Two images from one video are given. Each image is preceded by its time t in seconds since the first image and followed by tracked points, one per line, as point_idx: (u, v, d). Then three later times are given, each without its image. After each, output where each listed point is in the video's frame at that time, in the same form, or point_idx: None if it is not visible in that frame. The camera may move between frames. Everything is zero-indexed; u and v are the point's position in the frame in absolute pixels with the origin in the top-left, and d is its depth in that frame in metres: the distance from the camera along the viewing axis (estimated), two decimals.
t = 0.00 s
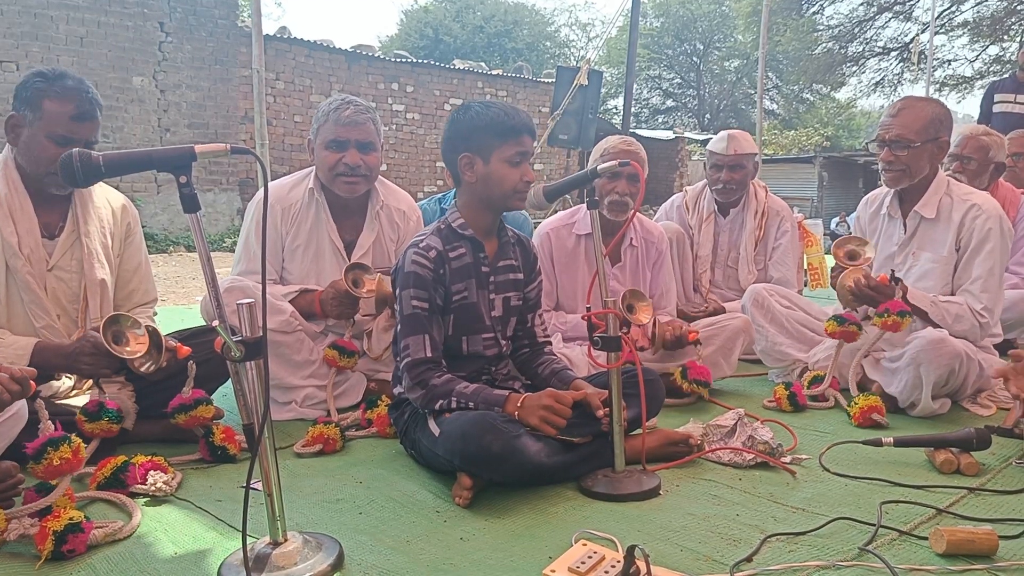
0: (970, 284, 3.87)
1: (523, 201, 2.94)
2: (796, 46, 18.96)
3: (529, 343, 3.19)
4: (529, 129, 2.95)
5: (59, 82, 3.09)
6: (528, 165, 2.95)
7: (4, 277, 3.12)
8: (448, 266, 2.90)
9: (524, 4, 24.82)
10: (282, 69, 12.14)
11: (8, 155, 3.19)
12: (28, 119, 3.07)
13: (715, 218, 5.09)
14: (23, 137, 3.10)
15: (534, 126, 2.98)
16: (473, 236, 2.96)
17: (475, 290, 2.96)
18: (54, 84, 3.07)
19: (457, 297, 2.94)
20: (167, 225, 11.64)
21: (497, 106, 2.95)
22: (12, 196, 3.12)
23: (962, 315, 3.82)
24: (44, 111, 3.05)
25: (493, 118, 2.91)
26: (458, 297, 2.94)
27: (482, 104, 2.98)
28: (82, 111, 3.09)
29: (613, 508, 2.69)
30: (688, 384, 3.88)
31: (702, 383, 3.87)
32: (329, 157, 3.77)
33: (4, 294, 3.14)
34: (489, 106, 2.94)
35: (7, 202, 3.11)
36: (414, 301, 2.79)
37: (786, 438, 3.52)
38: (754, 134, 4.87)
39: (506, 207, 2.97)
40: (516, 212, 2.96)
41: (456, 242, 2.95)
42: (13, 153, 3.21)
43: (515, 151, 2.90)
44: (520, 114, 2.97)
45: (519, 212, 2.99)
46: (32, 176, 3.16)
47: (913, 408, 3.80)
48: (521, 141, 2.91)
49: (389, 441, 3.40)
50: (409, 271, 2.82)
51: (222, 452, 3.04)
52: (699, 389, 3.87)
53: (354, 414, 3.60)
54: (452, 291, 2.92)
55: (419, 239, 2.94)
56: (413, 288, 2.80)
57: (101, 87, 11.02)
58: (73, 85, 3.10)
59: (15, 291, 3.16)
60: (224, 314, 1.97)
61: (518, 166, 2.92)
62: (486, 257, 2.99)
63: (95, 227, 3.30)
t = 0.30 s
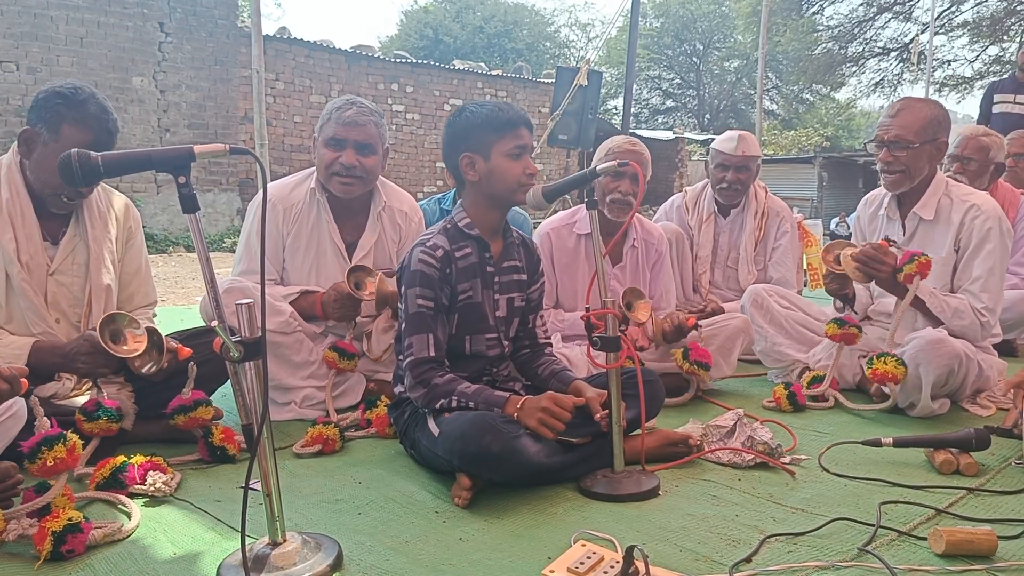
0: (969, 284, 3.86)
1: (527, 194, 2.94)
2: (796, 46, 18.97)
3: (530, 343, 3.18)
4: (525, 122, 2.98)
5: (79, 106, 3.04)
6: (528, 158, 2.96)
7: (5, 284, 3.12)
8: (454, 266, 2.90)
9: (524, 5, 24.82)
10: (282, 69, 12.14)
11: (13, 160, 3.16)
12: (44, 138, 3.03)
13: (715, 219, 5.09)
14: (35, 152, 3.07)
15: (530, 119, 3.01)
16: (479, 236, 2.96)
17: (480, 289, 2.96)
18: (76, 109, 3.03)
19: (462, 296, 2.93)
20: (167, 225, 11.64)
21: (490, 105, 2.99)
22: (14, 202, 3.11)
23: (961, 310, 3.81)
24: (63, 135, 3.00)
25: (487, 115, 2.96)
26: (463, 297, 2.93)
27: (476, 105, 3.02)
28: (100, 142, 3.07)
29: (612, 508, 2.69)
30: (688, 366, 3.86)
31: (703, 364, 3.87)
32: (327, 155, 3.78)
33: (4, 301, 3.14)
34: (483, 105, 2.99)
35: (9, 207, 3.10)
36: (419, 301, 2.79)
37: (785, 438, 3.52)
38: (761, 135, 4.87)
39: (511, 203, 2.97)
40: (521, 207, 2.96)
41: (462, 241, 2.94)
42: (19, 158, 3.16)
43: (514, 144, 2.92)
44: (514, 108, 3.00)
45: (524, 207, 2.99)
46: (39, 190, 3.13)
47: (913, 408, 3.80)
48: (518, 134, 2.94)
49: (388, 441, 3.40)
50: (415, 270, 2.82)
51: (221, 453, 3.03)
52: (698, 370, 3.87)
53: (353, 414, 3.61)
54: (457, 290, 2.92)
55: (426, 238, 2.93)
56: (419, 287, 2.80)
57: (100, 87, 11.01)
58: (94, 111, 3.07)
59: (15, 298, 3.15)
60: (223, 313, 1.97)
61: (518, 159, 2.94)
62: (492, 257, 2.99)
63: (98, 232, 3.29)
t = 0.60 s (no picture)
0: (969, 285, 3.87)
1: (519, 194, 2.93)
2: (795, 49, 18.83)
3: (529, 345, 3.18)
4: (513, 120, 2.97)
5: (82, 112, 3.04)
6: (518, 158, 2.96)
7: (5, 289, 3.11)
8: (449, 269, 2.90)
9: (523, 8, 24.85)
10: (282, 72, 12.16)
11: (14, 165, 3.15)
12: (46, 143, 3.03)
13: (715, 221, 5.10)
14: (37, 156, 3.07)
15: (518, 118, 3.00)
16: (473, 239, 2.95)
17: (476, 292, 2.96)
18: (79, 115, 3.03)
19: (458, 300, 2.94)
20: (167, 229, 11.63)
21: (477, 107, 2.99)
22: (15, 207, 3.11)
23: (962, 314, 3.81)
24: (64, 141, 3.01)
25: (473, 117, 2.96)
26: (459, 300, 2.94)
27: (464, 108, 3.03)
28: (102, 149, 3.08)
29: (613, 510, 2.69)
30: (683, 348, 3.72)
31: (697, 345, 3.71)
32: (318, 150, 3.83)
33: (4, 306, 3.13)
34: (470, 107, 2.99)
35: (10, 213, 3.10)
36: (414, 305, 2.79)
37: (786, 440, 3.52)
38: (756, 135, 4.85)
39: (504, 204, 2.96)
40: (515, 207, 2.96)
41: (456, 244, 2.94)
42: (20, 163, 3.16)
43: (503, 145, 2.92)
44: (501, 109, 3.00)
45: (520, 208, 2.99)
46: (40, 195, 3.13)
47: (913, 410, 3.80)
48: (507, 134, 2.94)
49: (388, 444, 3.40)
50: (410, 275, 2.82)
51: (222, 456, 3.03)
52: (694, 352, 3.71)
53: (354, 418, 3.60)
54: (452, 293, 2.92)
55: (420, 243, 2.93)
56: (414, 292, 2.80)
57: (100, 91, 11.02)
58: (96, 117, 3.07)
59: (16, 304, 3.15)
60: (223, 317, 1.97)
61: (508, 159, 2.93)
62: (487, 260, 2.99)
63: (100, 236, 3.30)
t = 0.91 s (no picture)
0: (968, 288, 3.88)
1: (509, 199, 2.93)
2: (793, 53, 18.90)
3: (527, 349, 3.19)
4: (501, 125, 2.97)
5: (75, 114, 3.04)
6: (507, 163, 2.96)
7: (3, 297, 3.11)
8: (441, 277, 2.90)
9: (521, 13, 24.90)
10: (280, 79, 12.18)
11: (9, 172, 3.16)
12: (41, 148, 3.03)
13: (713, 226, 5.10)
14: (33, 162, 3.07)
15: (506, 123, 3.00)
16: (465, 246, 2.95)
17: (469, 299, 2.96)
18: (73, 118, 3.03)
19: (451, 307, 2.93)
20: (165, 235, 11.62)
21: (463, 114, 2.99)
22: (12, 214, 3.11)
23: (959, 313, 3.82)
24: (59, 144, 3.01)
25: (459, 124, 2.96)
26: (452, 308, 2.93)
27: (452, 115, 3.02)
28: (97, 149, 3.08)
29: (612, 515, 2.68)
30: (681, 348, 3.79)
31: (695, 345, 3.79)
32: (315, 153, 3.84)
33: (2, 314, 3.13)
34: (457, 114, 2.99)
35: (7, 220, 3.10)
36: (408, 314, 2.79)
37: (785, 444, 3.52)
38: (753, 138, 4.84)
39: (495, 210, 2.96)
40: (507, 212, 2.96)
41: (449, 252, 2.94)
42: (17, 170, 3.16)
43: (490, 151, 2.93)
44: (488, 114, 3.00)
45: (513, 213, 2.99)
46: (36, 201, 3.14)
47: (912, 413, 3.79)
48: (495, 139, 2.94)
49: (387, 450, 3.40)
50: (402, 284, 2.82)
51: (220, 463, 3.03)
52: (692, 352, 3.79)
53: (352, 424, 3.61)
54: (445, 301, 2.92)
55: (412, 251, 2.93)
56: (407, 301, 2.80)
57: (97, 98, 11.02)
58: (91, 120, 3.08)
59: (14, 312, 3.15)
60: (221, 323, 1.97)
61: (497, 164, 2.94)
62: (479, 265, 2.99)
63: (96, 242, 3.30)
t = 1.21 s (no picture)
0: (965, 291, 3.89)
1: (509, 204, 2.93)
2: (789, 56, 19.16)
3: (526, 352, 3.19)
4: (501, 130, 2.98)
5: (70, 111, 3.04)
6: (508, 167, 2.96)
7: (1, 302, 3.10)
8: (441, 280, 2.90)
9: (518, 17, 24.96)
10: (277, 83, 12.19)
11: (7, 176, 3.16)
12: (38, 148, 3.03)
13: (711, 228, 5.11)
14: (30, 163, 3.06)
15: (506, 127, 3.01)
16: (465, 249, 2.96)
17: (469, 302, 2.96)
18: (69, 116, 3.03)
19: (451, 310, 2.93)
20: (162, 240, 11.61)
21: (464, 117, 2.99)
22: (10, 219, 3.10)
23: (957, 320, 3.83)
24: (55, 143, 3.01)
25: (460, 127, 2.97)
26: (452, 311, 2.93)
27: (453, 119, 3.02)
28: (94, 145, 3.07)
29: (611, 518, 2.68)
30: (680, 348, 3.79)
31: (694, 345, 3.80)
32: (316, 160, 3.83)
33: None
34: (457, 118, 3.00)
35: (5, 226, 3.09)
36: (408, 318, 2.79)
37: (783, 446, 3.53)
38: (753, 142, 4.85)
39: (494, 213, 2.96)
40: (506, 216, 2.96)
41: (449, 255, 2.94)
42: (15, 174, 3.16)
43: (491, 155, 2.93)
44: (489, 118, 3.00)
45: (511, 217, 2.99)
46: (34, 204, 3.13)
47: (910, 415, 3.80)
48: (496, 144, 2.94)
49: (386, 454, 3.39)
50: (402, 288, 2.82)
51: (218, 467, 3.02)
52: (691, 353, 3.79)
53: (350, 428, 3.60)
54: (445, 305, 2.92)
55: (412, 255, 2.93)
56: (407, 305, 2.80)
57: (94, 103, 11.02)
58: (86, 118, 3.07)
59: (12, 317, 3.14)
60: (219, 327, 1.96)
61: (497, 168, 2.94)
62: (479, 269, 2.99)
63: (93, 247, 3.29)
